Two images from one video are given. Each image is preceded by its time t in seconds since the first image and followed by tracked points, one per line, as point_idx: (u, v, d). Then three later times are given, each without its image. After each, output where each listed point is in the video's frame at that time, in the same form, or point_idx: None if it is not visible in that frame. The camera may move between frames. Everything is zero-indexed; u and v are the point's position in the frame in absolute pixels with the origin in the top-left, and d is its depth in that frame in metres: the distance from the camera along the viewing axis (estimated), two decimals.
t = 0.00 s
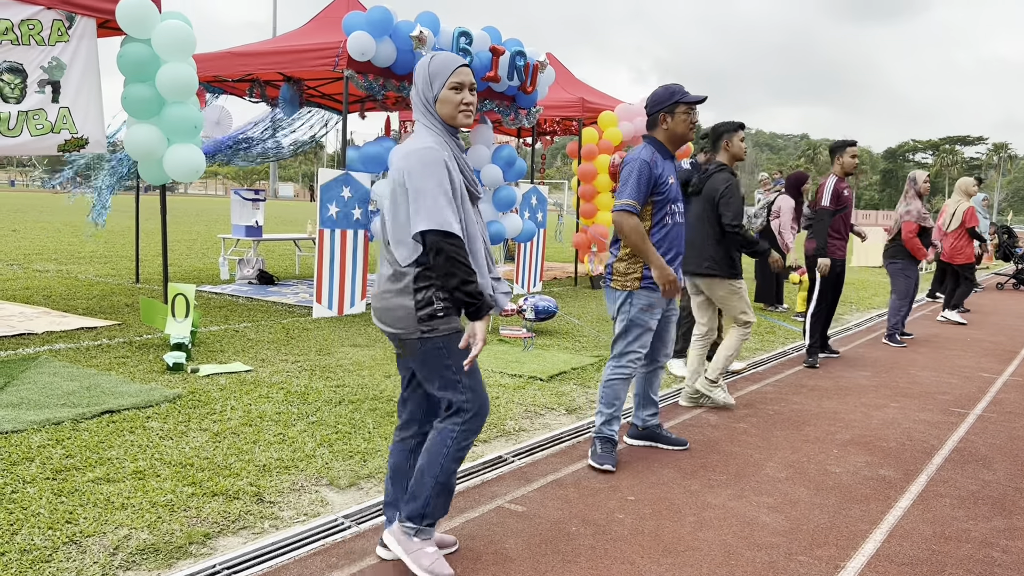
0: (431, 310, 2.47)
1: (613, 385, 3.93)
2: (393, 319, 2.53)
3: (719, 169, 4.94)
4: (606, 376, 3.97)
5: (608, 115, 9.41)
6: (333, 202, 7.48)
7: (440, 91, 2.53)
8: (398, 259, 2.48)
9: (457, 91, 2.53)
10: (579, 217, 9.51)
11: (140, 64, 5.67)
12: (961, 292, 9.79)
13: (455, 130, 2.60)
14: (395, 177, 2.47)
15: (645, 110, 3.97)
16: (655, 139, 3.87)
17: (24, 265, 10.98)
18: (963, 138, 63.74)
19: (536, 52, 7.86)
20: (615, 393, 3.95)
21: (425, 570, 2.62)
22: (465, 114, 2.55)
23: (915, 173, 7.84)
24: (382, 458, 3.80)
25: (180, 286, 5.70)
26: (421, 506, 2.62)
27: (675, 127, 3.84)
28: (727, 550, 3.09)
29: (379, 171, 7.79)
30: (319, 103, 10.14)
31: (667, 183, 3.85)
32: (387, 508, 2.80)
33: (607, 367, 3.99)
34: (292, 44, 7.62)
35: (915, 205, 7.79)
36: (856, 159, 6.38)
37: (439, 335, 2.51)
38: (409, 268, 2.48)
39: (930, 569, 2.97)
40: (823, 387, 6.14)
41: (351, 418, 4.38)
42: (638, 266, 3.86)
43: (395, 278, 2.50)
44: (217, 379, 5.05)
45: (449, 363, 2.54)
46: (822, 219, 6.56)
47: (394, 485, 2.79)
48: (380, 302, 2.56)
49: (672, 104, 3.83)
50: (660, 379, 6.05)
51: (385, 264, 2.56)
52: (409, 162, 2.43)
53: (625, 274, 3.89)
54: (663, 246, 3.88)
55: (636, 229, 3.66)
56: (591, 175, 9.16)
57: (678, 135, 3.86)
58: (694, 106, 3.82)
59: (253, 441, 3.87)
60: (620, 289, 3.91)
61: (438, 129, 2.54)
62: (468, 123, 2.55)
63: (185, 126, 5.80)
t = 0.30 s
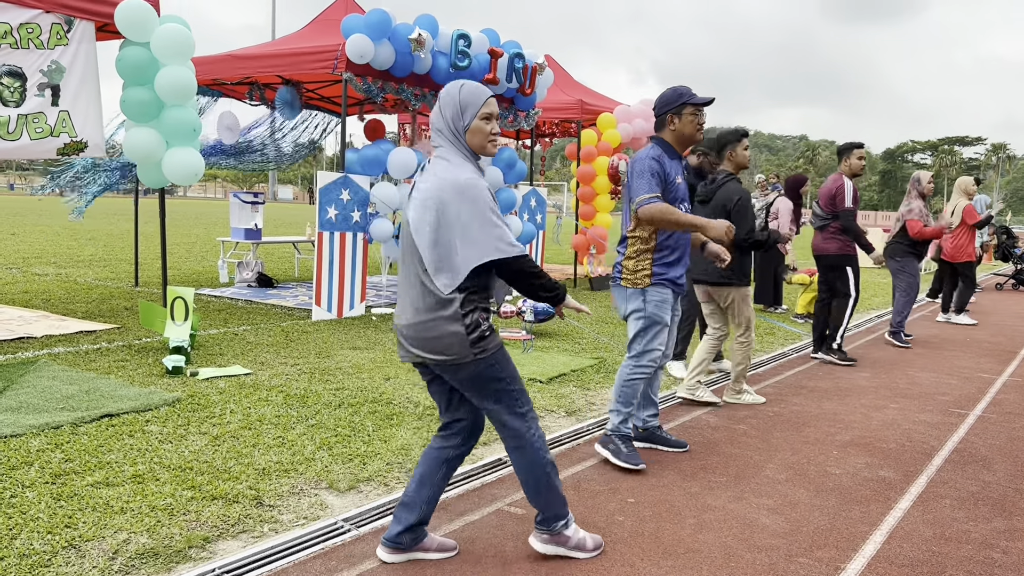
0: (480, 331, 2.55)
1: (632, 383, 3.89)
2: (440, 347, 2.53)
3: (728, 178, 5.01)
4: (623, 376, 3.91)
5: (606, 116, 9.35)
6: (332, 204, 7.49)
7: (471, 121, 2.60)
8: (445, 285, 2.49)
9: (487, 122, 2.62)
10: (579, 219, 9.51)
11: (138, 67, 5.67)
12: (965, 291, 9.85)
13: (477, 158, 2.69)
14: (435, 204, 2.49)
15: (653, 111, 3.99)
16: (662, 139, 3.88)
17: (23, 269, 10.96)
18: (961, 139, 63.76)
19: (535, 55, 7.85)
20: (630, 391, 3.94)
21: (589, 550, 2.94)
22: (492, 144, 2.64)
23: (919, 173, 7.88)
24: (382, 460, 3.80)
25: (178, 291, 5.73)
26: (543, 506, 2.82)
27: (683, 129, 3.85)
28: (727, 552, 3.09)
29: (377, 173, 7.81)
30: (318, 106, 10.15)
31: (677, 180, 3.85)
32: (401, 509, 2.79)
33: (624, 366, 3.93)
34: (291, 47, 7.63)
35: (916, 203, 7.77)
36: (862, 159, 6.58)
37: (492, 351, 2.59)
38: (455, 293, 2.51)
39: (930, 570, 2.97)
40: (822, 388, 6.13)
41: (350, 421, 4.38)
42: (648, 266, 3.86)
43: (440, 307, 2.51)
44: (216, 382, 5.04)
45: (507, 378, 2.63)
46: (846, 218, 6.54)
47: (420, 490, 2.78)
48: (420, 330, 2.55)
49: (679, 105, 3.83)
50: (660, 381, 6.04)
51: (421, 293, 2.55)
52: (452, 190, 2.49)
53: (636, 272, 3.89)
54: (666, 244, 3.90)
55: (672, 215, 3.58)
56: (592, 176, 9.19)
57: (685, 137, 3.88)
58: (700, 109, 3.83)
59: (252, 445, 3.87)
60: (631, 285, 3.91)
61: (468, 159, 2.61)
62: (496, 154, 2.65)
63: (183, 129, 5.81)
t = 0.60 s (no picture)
0: (488, 344, 2.56)
1: (627, 390, 3.92)
2: (448, 362, 2.54)
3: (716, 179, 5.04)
4: (618, 384, 3.94)
5: (605, 117, 9.35)
6: (330, 206, 7.49)
7: (474, 140, 2.60)
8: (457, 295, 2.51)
9: (490, 138, 2.61)
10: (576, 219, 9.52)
11: (134, 69, 5.66)
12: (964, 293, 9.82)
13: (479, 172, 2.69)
14: (440, 225, 2.50)
15: (642, 111, 3.99)
16: (653, 138, 3.89)
17: (20, 271, 10.94)
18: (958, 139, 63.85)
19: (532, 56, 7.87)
20: (627, 398, 3.95)
21: (588, 550, 2.96)
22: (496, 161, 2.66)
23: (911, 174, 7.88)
24: (380, 462, 3.80)
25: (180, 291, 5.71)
26: (543, 510, 2.85)
27: (673, 128, 3.86)
28: (724, 552, 3.09)
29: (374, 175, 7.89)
30: (315, 107, 10.14)
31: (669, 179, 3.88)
32: (405, 509, 2.80)
33: (618, 374, 3.95)
34: (288, 48, 7.63)
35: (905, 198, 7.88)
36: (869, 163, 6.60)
37: (499, 364, 2.60)
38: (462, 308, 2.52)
39: (927, 570, 2.98)
40: (820, 388, 6.14)
41: (348, 422, 4.38)
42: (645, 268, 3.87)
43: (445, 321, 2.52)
44: (213, 384, 5.04)
45: (513, 388, 2.65)
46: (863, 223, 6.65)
47: (430, 495, 2.79)
48: (428, 349, 2.55)
49: (668, 105, 3.84)
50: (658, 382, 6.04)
51: (425, 310, 2.56)
52: (455, 209, 2.50)
53: (630, 275, 3.88)
54: (662, 245, 3.91)
55: (672, 166, 3.59)
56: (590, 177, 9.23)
57: (676, 135, 3.88)
58: (690, 107, 3.84)
59: (250, 446, 3.87)
60: (627, 290, 3.89)
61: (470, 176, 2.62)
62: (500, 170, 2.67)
63: (180, 131, 5.81)
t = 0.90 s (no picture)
0: (427, 310, 2.53)
1: (629, 393, 3.93)
2: (391, 318, 2.58)
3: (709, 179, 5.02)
4: (622, 384, 3.94)
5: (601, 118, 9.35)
6: (327, 206, 7.49)
7: (443, 95, 2.55)
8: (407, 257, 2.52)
9: (458, 94, 2.55)
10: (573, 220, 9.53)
11: (131, 69, 5.65)
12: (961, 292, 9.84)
13: (453, 131, 2.63)
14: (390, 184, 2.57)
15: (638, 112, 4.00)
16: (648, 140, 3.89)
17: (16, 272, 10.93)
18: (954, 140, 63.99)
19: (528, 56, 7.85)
20: (629, 400, 3.96)
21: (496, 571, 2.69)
22: (466, 116, 2.57)
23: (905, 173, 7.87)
24: (376, 463, 3.80)
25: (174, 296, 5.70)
26: (451, 514, 2.68)
27: (666, 129, 3.85)
28: (720, 551, 3.10)
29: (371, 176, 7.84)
30: (312, 108, 10.14)
31: (665, 177, 3.89)
32: (386, 510, 2.81)
33: (623, 374, 3.94)
34: (284, 49, 7.62)
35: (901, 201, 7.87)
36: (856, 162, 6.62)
37: (436, 337, 2.55)
38: (410, 265, 2.53)
39: (923, 569, 2.99)
40: (817, 388, 6.15)
41: (344, 423, 4.38)
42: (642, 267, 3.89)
43: (394, 279, 2.57)
44: (210, 385, 5.04)
45: (441, 368, 2.56)
46: (847, 221, 6.68)
47: (395, 487, 2.81)
48: (378, 301, 2.62)
49: (663, 105, 3.84)
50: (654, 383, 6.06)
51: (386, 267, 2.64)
52: (404, 162, 2.49)
53: (629, 274, 3.92)
54: (660, 244, 3.91)
55: (665, 147, 3.51)
56: (586, 178, 9.26)
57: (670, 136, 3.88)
58: (683, 108, 3.83)
59: (246, 447, 3.87)
60: (626, 290, 3.93)
61: (436, 132, 2.56)
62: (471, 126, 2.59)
63: (177, 133, 5.81)
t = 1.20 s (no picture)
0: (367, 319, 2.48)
1: (621, 395, 3.94)
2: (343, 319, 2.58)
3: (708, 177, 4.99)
4: (612, 388, 3.95)
5: (599, 118, 9.27)
6: (324, 207, 7.49)
7: (404, 89, 2.54)
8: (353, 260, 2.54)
9: (420, 87, 2.54)
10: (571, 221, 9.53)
11: (128, 70, 5.64)
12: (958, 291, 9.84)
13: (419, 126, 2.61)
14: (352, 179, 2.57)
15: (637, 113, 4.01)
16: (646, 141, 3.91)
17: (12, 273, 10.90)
18: (951, 141, 64.12)
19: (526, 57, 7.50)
20: (621, 402, 3.97)
21: None
22: (429, 109, 2.56)
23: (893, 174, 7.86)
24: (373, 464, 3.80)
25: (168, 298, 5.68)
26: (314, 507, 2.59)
27: (664, 130, 3.86)
28: (718, 552, 3.10)
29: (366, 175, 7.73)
30: (309, 109, 10.14)
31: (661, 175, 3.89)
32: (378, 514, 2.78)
33: (612, 378, 3.95)
34: (281, 50, 7.61)
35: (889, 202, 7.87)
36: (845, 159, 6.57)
37: (367, 347, 2.47)
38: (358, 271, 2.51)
39: (920, 569, 2.99)
40: (814, 389, 6.16)
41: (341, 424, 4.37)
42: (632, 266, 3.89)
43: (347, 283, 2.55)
44: (206, 386, 5.03)
45: (358, 376, 2.50)
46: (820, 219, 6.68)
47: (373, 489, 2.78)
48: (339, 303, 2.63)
49: (661, 107, 3.85)
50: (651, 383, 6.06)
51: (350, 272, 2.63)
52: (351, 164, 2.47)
53: (619, 273, 3.93)
54: (652, 244, 3.89)
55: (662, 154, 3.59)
56: (584, 179, 9.25)
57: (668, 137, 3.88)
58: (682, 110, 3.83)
59: (243, 448, 3.86)
60: (615, 289, 3.95)
61: (395, 127, 2.56)
62: (434, 118, 2.57)
63: (174, 133, 5.78)
